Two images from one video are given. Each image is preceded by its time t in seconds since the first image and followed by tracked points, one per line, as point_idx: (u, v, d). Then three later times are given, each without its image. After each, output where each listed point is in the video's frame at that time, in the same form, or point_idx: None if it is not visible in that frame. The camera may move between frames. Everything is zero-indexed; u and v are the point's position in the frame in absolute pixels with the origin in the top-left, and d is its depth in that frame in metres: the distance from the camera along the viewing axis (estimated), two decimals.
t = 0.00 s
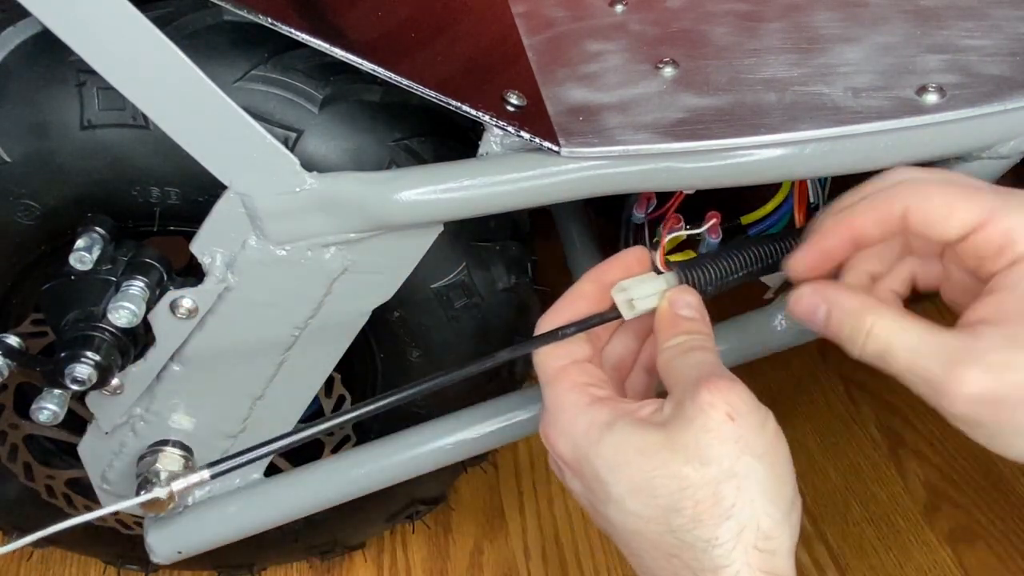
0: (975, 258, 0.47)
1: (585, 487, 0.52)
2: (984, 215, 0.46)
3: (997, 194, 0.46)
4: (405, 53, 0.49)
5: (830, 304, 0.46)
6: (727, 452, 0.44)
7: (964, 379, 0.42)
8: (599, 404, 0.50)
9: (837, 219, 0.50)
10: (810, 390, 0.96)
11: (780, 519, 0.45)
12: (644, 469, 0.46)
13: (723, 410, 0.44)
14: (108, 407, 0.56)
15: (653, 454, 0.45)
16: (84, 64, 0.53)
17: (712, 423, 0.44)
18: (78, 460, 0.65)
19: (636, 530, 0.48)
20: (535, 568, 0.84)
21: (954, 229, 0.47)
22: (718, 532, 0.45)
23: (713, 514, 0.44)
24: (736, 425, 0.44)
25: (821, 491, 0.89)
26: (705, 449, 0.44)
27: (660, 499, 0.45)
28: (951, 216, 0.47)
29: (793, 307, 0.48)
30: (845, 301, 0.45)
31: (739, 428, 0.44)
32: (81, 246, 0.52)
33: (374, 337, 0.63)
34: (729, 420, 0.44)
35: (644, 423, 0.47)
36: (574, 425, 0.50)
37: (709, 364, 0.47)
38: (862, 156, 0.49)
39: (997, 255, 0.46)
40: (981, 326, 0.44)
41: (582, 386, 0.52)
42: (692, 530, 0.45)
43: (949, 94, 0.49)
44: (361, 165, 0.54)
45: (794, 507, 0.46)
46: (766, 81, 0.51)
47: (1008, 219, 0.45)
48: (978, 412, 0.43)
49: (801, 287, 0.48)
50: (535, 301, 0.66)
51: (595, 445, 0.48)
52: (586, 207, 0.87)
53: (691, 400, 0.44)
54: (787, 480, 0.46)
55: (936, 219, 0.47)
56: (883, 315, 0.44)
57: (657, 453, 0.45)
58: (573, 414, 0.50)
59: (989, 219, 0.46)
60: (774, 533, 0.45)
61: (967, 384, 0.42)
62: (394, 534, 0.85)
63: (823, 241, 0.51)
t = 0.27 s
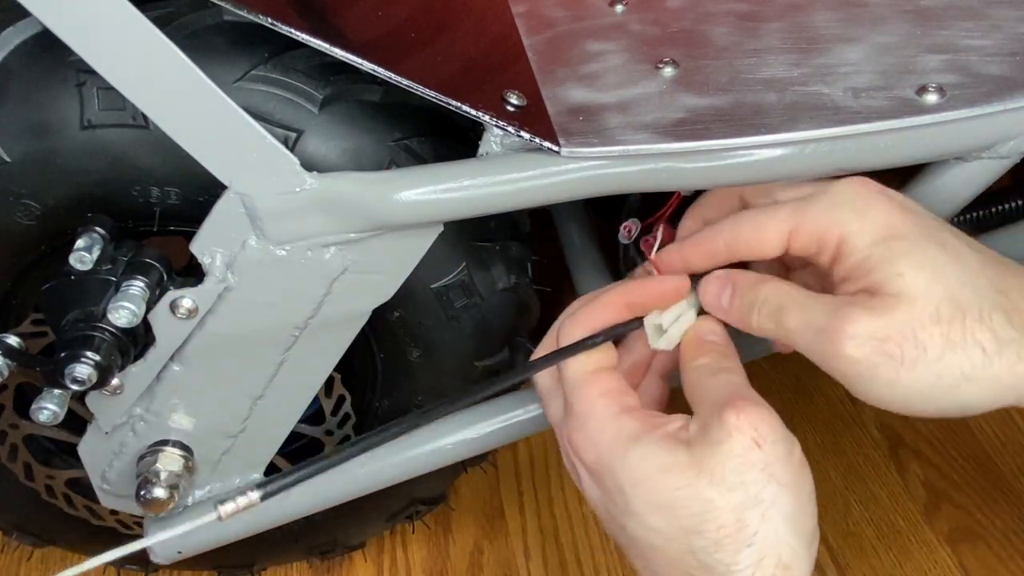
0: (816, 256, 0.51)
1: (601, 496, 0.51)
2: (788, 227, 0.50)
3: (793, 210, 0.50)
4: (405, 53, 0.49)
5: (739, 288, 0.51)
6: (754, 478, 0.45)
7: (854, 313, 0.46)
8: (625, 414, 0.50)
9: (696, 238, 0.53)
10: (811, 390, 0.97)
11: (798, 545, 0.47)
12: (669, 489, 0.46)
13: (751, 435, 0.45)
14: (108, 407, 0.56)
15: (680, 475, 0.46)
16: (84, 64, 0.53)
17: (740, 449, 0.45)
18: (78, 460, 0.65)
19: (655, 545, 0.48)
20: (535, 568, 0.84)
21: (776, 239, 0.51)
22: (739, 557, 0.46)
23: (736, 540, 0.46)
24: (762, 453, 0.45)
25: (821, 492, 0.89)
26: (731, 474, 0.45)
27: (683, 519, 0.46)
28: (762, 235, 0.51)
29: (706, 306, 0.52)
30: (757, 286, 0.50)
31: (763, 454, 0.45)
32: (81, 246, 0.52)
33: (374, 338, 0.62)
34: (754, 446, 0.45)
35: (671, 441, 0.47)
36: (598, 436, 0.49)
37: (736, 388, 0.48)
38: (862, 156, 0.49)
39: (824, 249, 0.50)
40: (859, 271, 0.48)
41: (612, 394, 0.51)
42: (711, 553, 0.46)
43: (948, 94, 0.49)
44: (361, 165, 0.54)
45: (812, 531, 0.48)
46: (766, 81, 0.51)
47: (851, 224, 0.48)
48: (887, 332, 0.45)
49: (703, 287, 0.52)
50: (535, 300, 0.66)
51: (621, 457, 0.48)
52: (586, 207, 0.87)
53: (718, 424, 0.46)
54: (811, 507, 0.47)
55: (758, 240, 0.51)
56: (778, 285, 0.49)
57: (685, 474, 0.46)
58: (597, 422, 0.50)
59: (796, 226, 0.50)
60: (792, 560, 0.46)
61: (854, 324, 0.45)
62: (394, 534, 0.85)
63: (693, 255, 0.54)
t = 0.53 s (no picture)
0: (782, 257, 0.50)
1: (600, 507, 0.52)
2: (755, 229, 0.49)
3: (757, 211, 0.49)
4: (406, 53, 0.49)
5: (692, 322, 0.50)
6: (727, 500, 0.45)
7: (819, 317, 0.45)
8: (618, 427, 0.49)
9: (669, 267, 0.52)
10: (810, 390, 0.97)
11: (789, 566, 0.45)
12: (647, 506, 0.46)
13: (713, 458, 0.45)
14: (108, 407, 0.56)
15: (653, 491, 0.46)
16: (83, 64, 0.53)
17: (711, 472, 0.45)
18: (78, 460, 0.65)
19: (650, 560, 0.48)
20: (535, 568, 0.84)
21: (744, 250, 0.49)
22: None
23: (717, 559, 0.45)
24: (728, 475, 0.45)
25: (822, 491, 0.89)
26: (703, 496, 0.45)
27: (663, 535, 0.46)
28: (731, 245, 0.49)
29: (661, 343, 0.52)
30: (707, 317, 0.50)
31: (730, 474, 0.45)
32: (81, 246, 0.52)
33: (374, 338, 0.63)
34: (717, 467, 0.45)
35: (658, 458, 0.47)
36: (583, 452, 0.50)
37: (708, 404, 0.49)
38: (861, 156, 0.50)
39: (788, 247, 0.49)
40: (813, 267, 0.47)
41: (606, 407, 0.51)
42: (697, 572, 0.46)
43: (948, 94, 0.49)
44: (361, 164, 0.54)
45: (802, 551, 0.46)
46: (766, 81, 0.51)
47: (805, 218, 0.47)
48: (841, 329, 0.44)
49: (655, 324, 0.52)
50: (535, 300, 0.66)
51: (608, 473, 0.48)
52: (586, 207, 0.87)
53: (680, 448, 0.46)
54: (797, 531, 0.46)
55: (726, 252, 0.49)
56: (726, 312, 0.49)
57: (658, 492, 0.46)
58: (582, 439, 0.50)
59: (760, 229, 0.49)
60: None
61: (813, 323, 0.45)
62: (394, 534, 0.85)
63: (670, 287, 0.52)
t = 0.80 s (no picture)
0: (798, 245, 0.51)
1: (602, 507, 0.52)
2: (786, 209, 0.50)
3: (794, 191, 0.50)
4: (406, 53, 0.49)
5: (687, 276, 0.51)
6: (742, 496, 0.45)
7: (795, 308, 0.46)
8: (604, 432, 0.51)
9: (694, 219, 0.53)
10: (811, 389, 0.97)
11: (790, 554, 0.47)
12: (659, 504, 0.47)
13: (737, 456, 0.45)
14: (108, 407, 0.56)
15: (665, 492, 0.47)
16: (83, 64, 0.53)
17: (725, 471, 0.45)
18: (78, 460, 0.65)
19: (656, 552, 0.49)
20: (535, 568, 0.84)
21: (769, 225, 0.51)
22: (728, 567, 0.47)
23: (725, 550, 0.46)
24: (748, 473, 0.46)
25: (821, 492, 0.89)
26: (718, 492, 0.45)
27: (676, 533, 0.47)
28: (760, 214, 0.51)
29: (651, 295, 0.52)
30: (703, 278, 0.50)
31: (750, 472, 0.46)
32: (81, 246, 0.52)
33: (374, 338, 0.62)
34: (739, 466, 0.45)
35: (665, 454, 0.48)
36: (586, 455, 0.51)
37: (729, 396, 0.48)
38: (862, 156, 0.49)
39: (808, 235, 0.50)
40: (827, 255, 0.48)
41: (592, 414, 0.52)
42: (704, 563, 0.47)
43: (948, 94, 0.49)
44: (361, 164, 0.54)
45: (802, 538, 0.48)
46: (766, 81, 0.51)
47: (836, 217, 0.49)
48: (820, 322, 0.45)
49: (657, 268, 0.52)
50: (535, 300, 0.66)
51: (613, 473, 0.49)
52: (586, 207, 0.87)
53: (705, 443, 0.46)
54: (799, 518, 0.47)
55: (754, 220, 0.51)
56: (727, 277, 0.49)
57: (674, 492, 0.46)
58: (586, 443, 0.51)
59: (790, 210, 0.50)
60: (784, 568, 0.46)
61: (789, 318, 0.46)
62: (394, 534, 0.85)
63: (689, 239, 0.53)
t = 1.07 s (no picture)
0: (828, 245, 0.53)
1: (602, 505, 0.52)
2: (825, 206, 0.52)
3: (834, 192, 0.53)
4: (406, 53, 0.49)
5: (719, 253, 0.51)
6: (740, 475, 0.45)
7: (807, 298, 0.47)
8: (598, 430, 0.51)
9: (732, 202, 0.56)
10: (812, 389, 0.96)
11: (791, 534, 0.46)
12: (659, 491, 0.47)
13: (734, 437, 0.46)
14: (108, 407, 0.56)
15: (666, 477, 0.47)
16: (84, 64, 0.53)
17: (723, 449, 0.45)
18: (78, 460, 0.65)
19: (654, 543, 0.49)
20: (535, 568, 0.84)
21: (803, 220, 0.54)
22: (732, 548, 0.46)
23: (728, 531, 0.45)
24: (745, 453, 0.45)
25: (822, 492, 0.89)
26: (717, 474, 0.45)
27: (677, 518, 0.46)
28: (798, 207, 0.54)
29: (677, 268, 0.53)
30: (734, 257, 0.51)
31: (747, 455, 0.45)
32: (81, 246, 0.52)
33: (374, 338, 0.62)
34: (737, 448, 0.45)
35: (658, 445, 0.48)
36: (582, 453, 0.51)
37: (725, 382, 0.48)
38: (862, 156, 0.49)
39: (838, 236, 0.52)
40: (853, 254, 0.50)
41: (584, 412, 0.52)
42: (707, 548, 0.46)
43: (948, 94, 0.49)
44: (361, 164, 0.54)
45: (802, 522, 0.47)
46: (766, 81, 0.51)
47: (870, 225, 0.51)
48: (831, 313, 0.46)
49: (689, 242, 0.52)
50: (535, 300, 0.66)
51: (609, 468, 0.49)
52: (586, 207, 0.87)
53: (703, 427, 0.46)
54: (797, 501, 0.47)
55: (790, 213, 0.54)
56: (757, 260, 0.50)
57: (674, 475, 0.46)
58: (581, 441, 0.51)
59: (826, 208, 0.53)
60: (787, 544, 0.46)
61: (802, 306, 0.46)
62: (394, 534, 0.85)
63: (727, 221, 0.56)
